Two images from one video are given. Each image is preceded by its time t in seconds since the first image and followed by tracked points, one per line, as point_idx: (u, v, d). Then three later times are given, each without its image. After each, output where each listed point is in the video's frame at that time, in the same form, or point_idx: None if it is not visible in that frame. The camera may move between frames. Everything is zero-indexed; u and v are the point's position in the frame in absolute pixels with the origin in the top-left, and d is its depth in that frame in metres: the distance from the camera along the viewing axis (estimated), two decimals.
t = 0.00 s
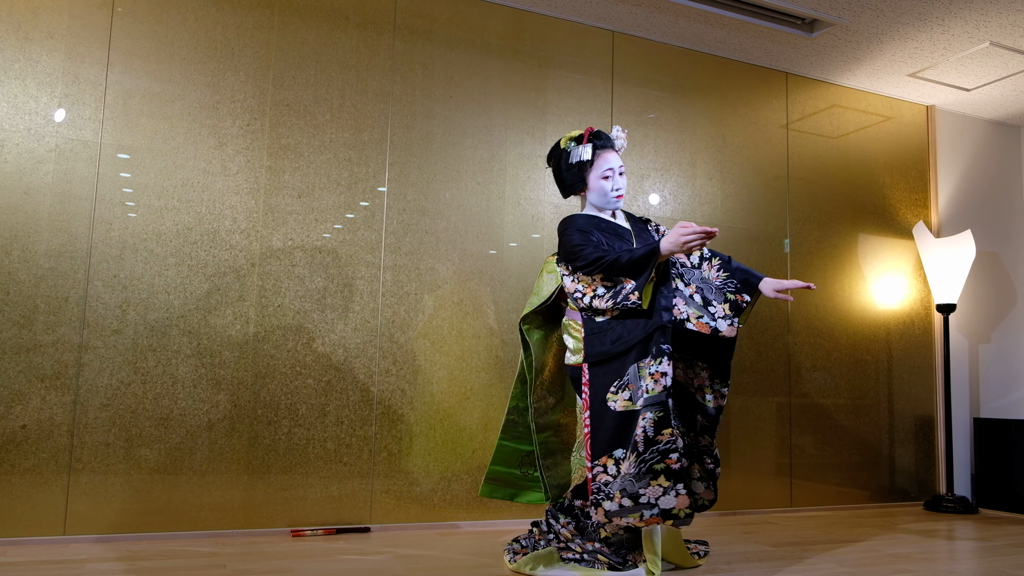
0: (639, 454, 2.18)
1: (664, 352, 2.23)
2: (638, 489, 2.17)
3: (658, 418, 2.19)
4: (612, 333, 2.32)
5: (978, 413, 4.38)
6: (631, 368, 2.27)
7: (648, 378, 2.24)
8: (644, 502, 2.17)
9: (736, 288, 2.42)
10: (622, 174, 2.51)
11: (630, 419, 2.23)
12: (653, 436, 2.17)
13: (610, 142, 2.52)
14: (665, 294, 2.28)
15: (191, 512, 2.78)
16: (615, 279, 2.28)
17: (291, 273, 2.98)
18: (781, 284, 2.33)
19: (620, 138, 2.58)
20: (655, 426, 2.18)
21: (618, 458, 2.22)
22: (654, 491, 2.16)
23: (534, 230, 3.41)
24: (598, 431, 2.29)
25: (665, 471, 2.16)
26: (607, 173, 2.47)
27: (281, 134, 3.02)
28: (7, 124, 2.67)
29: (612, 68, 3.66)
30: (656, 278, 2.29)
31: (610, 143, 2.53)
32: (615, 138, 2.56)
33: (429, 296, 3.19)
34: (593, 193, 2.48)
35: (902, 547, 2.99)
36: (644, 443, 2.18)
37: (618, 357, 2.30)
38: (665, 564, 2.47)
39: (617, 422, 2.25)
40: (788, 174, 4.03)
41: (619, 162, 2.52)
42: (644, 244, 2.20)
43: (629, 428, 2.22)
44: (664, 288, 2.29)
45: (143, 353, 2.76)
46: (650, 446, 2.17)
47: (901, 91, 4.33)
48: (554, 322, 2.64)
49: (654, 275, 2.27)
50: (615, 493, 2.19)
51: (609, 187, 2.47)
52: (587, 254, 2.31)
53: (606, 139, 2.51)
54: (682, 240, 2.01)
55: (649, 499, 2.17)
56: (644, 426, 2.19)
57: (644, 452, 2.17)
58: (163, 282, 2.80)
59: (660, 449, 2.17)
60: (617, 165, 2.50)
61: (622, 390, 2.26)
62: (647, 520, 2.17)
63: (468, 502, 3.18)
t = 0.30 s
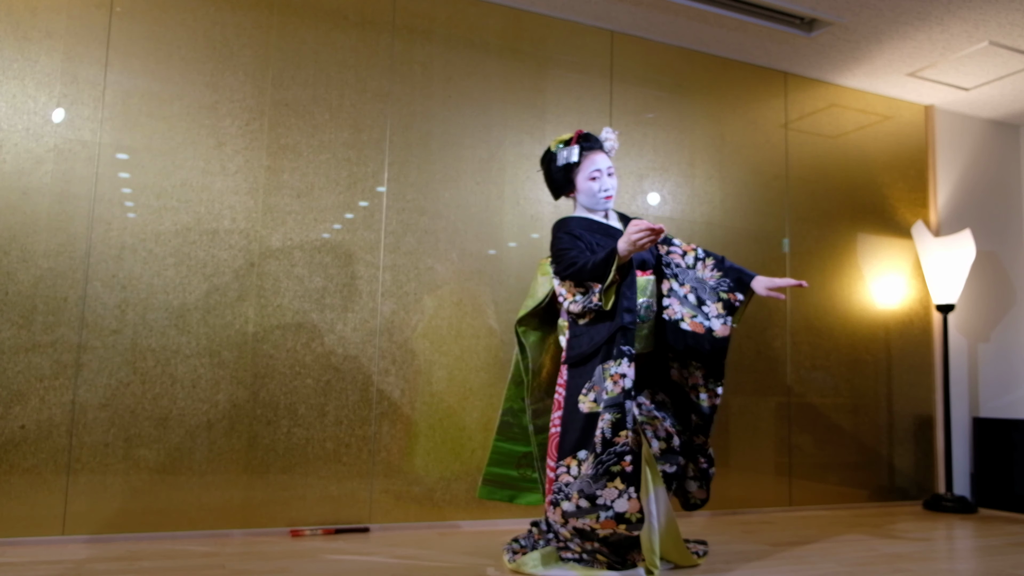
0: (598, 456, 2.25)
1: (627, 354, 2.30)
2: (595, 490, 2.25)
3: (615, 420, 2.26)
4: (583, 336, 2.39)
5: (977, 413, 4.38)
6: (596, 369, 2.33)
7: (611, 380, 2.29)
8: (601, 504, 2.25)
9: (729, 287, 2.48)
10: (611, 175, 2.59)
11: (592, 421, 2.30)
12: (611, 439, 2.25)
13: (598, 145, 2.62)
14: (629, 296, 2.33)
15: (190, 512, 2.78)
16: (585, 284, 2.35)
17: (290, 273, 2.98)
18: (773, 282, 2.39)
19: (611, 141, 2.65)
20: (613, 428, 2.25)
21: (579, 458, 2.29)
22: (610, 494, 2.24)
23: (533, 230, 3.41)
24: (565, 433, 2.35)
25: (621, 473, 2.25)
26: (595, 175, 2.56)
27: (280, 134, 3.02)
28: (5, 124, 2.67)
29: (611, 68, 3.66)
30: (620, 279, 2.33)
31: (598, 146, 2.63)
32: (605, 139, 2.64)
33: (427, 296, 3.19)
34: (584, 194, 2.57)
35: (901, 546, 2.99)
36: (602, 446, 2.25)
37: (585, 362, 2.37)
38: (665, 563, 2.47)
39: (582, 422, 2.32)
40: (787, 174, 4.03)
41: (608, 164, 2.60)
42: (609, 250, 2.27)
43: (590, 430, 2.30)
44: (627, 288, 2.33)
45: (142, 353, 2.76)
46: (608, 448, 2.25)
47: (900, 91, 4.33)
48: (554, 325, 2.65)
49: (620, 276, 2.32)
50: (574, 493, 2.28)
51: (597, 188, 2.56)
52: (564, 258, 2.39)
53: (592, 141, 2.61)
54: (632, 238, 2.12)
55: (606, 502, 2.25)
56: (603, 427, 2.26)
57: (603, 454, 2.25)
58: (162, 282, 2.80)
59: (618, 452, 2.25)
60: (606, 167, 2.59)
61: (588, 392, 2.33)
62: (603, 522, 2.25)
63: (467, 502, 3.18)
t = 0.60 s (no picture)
0: (568, 456, 2.30)
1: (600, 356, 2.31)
2: (565, 491, 2.29)
3: (584, 422, 2.30)
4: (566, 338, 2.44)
5: (976, 413, 4.38)
6: (573, 372, 2.38)
7: (583, 382, 2.33)
8: (569, 505, 2.28)
9: (725, 286, 2.52)
10: (605, 175, 2.60)
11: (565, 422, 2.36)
12: (579, 439, 2.29)
13: (596, 146, 2.63)
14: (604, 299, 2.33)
15: (190, 512, 2.78)
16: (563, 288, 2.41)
17: (290, 273, 2.98)
18: (769, 281, 2.43)
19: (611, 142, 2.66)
20: (583, 429, 2.30)
21: (553, 459, 2.35)
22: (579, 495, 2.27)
23: (532, 230, 3.40)
24: (547, 435, 2.42)
25: (588, 475, 2.27)
26: (589, 174, 2.58)
27: (279, 134, 3.02)
28: (4, 124, 2.67)
29: (610, 68, 3.66)
30: (594, 282, 2.32)
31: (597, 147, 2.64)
32: (604, 141, 2.65)
33: (426, 296, 3.19)
34: (577, 193, 2.59)
35: (900, 546, 3.00)
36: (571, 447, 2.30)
37: (566, 366, 2.42)
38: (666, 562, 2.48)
39: (559, 424, 2.38)
40: (786, 174, 4.03)
41: (604, 166, 2.61)
42: (580, 259, 2.31)
43: (564, 432, 2.35)
44: (601, 291, 2.33)
45: (141, 354, 2.76)
46: (576, 449, 2.29)
47: (900, 91, 4.33)
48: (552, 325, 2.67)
49: (596, 280, 2.33)
50: (546, 494, 2.32)
51: (590, 187, 2.58)
52: (552, 261, 2.47)
53: (590, 142, 2.62)
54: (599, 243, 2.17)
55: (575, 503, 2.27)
56: (574, 428, 2.31)
57: (572, 455, 2.29)
58: (162, 282, 2.80)
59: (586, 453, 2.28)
60: (603, 167, 2.60)
61: (566, 395, 2.39)
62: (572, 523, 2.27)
63: (466, 502, 3.18)
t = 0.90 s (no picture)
0: (562, 454, 2.33)
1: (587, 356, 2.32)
2: (563, 488, 2.32)
3: (576, 420, 2.33)
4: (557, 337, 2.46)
5: (975, 412, 4.38)
6: (564, 372, 2.39)
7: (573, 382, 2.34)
8: (568, 501, 2.31)
9: (724, 286, 2.54)
10: (606, 175, 2.61)
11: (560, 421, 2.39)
12: (572, 438, 2.32)
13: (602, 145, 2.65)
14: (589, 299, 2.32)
15: (189, 511, 2.78)
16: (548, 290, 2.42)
17: (289, 273, 2.98)
18: (767, 280, 2.44)
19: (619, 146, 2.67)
20: (576, 427, 2.32)
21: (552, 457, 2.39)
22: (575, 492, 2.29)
23: (532, 229, 3.40)
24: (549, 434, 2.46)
25: (581, 472, 2.28)
26: (589, 171, 2.60)
27: (278, 133, 3.02)
28: (3, 122, 2.66)
29: (610, 67, 3.66)
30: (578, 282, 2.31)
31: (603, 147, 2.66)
32: (610, 143, 2.66)
33: (426, 296, 3.19)
34: (575, 189, 2.60)
35: (899, 545, 3.00)
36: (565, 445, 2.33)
37: (558, 366, 2.44)
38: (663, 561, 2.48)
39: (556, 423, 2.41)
40: (786, 173, 4.03)
41: (607, 166, 2.62)
42: (563, 260, 2.34)
43: (559, 430, 2.38)
44: (585, 290, 2.31)
45: (140, 353, 2.76)
46: (570, 447, 2.31)
47: (899, 91, 4.34)
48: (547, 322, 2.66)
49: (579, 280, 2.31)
50: (548, 492, 2.36)
51: (588, 184, 2.59)
52: (543, 261, 2.48)
53: (595, 141, 2.64)
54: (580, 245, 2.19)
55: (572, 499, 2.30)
56: (568, 426, 2.34)
57: (566, 453, 2.32)
58: (161, 281, 2.80)
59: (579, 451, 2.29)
60: (604, 167, 2.61)
61: (560, 394, 2.41)
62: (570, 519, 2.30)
63: (465, 502, 3.18)
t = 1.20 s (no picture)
0: (565, 448, 2.33)
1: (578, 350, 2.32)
2: (569, 481, 2.32)
3: (574, 414, 2.32)
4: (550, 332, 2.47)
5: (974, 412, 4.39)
6: (558, 367, 2.40)
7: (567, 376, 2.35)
8: (575, 493, 2.30)
9: (722, 285, 2.53)
10: (606, 174, 2.62)
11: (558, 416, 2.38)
12: (572, 432, 2.32)
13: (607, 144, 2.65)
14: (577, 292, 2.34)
15: (188, 511, 2.78)
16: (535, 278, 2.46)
17: (288, 273, 2.98)
18: (766, 279, 2.42)
19: (629, 149, 2.67)
20: (575, 421, 2.31)
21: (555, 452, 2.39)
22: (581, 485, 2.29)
23: (532, 229, 3.40)
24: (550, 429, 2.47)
25: (585, 464, 2.28)
26: (589, 167, 2.61)
27: (278, 133, 3.02)
28: (1, 123, 2.66)
29: (609, 67, 3.66)
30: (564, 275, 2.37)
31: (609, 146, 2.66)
32: (618, 144, 2.67)
33: (425, 296, 3.19)
34: (574, 184, 2.63)
35: (898, 545, 3.00)
36: (566, 440, 2.33)
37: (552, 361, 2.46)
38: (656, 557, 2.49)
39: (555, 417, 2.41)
40: (785, 173, 4.03)
41: (608, 166, 2.63)
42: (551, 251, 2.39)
43: (559, 425, 2.38)
44: (573, 285, 2.35)
45: (140, 353, 2.76)
46: (572, 441, 2.31)
47: (898, 90, 4.34)
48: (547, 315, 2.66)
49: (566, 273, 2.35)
50: (555, 485, 2.36)
51: (586, 180, 2.61)
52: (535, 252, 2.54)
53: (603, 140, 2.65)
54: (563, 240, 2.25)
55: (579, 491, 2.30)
56: (567, 421, 2.33)
57: (568, 446, 2.32)
58: (160, 281, 2.80)
59: (580, 444, 2.29)
60: (605, 165, 2.62)
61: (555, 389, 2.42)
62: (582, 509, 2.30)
63: (465, 501, 3.18)
